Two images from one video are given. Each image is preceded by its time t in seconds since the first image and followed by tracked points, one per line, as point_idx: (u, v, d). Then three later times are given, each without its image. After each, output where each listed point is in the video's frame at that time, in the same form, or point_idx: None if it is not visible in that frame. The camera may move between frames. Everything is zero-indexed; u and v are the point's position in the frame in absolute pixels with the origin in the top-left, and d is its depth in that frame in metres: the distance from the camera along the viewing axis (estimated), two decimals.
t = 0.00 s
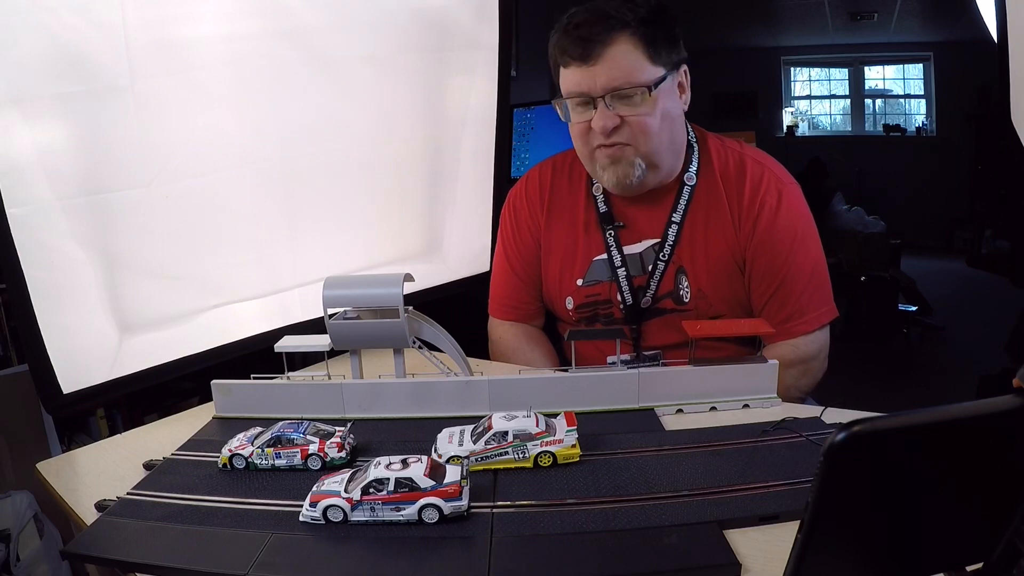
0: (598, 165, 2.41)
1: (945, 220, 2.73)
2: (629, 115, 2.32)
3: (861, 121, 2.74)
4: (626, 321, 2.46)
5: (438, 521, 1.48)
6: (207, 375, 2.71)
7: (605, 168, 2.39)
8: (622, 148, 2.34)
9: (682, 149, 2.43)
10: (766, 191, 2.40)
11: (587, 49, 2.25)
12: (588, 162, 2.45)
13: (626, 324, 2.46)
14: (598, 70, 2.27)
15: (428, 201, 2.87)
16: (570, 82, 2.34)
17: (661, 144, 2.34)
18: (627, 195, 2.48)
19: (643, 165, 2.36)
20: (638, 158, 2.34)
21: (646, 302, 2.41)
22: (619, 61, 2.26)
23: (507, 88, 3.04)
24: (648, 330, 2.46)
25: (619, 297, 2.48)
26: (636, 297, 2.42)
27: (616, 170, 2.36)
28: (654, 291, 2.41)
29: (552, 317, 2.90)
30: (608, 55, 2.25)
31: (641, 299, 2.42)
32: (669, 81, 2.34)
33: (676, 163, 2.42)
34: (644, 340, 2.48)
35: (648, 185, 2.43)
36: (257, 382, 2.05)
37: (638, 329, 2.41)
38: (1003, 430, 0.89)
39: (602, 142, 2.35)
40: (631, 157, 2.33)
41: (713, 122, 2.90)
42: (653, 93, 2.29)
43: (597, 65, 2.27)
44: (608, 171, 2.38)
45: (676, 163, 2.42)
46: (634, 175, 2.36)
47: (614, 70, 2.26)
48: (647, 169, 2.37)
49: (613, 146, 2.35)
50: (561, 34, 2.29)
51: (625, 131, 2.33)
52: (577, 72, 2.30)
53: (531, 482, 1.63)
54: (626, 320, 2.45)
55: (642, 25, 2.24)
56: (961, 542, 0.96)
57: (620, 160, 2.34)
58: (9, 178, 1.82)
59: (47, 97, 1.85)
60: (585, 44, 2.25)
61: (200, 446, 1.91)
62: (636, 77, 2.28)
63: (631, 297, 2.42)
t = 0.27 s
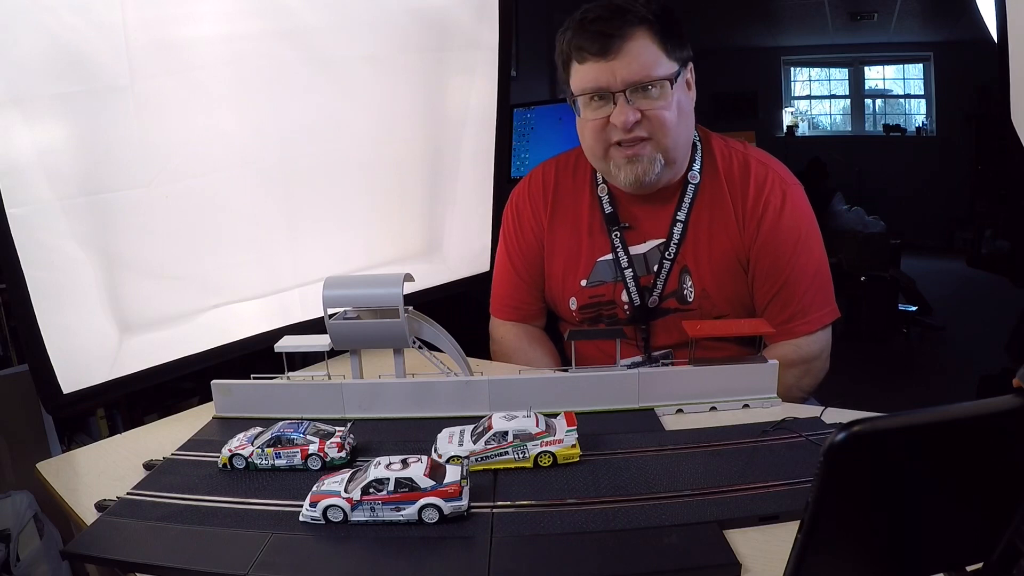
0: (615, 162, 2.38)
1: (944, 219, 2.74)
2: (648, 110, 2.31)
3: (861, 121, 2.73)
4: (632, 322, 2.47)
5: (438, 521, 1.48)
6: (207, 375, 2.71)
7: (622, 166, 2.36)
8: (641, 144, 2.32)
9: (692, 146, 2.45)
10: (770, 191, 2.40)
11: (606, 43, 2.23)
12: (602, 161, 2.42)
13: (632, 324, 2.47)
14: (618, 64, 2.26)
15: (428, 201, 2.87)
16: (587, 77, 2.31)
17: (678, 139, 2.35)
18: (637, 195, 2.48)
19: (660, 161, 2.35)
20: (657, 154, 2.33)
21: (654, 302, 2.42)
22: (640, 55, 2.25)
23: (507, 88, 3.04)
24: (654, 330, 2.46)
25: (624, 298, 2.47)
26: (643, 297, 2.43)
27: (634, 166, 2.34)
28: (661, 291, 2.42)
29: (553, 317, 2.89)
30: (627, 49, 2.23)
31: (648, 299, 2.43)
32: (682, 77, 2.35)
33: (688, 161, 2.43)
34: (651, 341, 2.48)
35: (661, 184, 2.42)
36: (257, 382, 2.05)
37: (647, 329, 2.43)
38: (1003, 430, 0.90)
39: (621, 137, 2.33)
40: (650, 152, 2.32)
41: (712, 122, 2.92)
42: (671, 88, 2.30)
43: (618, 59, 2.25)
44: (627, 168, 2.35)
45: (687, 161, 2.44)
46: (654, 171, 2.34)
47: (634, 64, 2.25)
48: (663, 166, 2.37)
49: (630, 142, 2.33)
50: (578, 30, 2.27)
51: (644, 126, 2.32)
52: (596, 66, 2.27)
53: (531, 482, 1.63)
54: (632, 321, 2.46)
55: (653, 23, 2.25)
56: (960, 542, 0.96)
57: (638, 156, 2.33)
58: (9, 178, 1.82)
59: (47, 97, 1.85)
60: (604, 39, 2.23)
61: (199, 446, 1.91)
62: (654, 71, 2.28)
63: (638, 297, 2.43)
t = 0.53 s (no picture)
0: (618, 163, 2.38)
1: (944, 220, 2.75)
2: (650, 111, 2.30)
3: (861, 121, 2.73)
4: (634, 324, 2.47)
5: (438, 521, 1.48)
6: (207, 375, 2.71)
7: (624, 167, 2.36)
8: (644, 146, 2.32)
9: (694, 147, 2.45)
10: (772, 192, 2.40)
11: (609, 43, 2.23)
12: (604, 162, 2.42)
13: (633, 326, 2.47)
14: (620, 65, 2.25)
15: (428, 201, 2.87)
16: (590, 78, 2.30)
17: (681, 140, 2.34)
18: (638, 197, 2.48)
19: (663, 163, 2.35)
20: (660, 155, 2.33)
21: (657, 305, 2.41)
22: (641, 56, 2.24)
23: (507, 88, 3.04)
24: (657, 332, 2.45)
25: (626, 300, 2.48)
26: (645, 299, 2.42)
27: (636, 168, 2.34)
28: (663, 293, 2.41)
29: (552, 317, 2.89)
30: (630, 49, 2.23)
31: (651, 301, 2.42)
32: (684, 77, 2.34)
33: (690, 161, 2.42)
34: (653, 343, 2.47)
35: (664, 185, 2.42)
36: (257, 382, 2.05)
37: (650, 331, 2.42)
38: (1003, 430, 0.90)
39: (623, 139, 2.32)
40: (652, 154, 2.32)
41: (712, 123, 2.93)
42: (673, 88, 2.29)
43: (619, 60, 2.24)
44: (630, 170, 2.35)
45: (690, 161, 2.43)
46: (657, 174, 2.35)
47: (636, 64, 2.24)
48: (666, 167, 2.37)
49: (633, 143, 2.33)
50: (580, 30, 2.26)
51: (646, 127, 2.31)
52: (598, 67, 2.26)
53: (531, 482, 1.63)
54: (634, 323, 2.45)
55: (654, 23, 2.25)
56: (960, 541, 0.96)
57: (641, 157, 2.32)
58: (9, 178, 1.82)
59: (47, 97, 1.85)
60: (606, 39, 2.23)
61: (200, 446, 1.91)
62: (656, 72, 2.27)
63: (641, 300, 2.42)
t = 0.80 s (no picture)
0: (616, 166, 2.38)
1: (944, 220, 2.75)
2: (648, 113, 2.30)
3: (861, 121, 2.73)
4: (633, 326, 2.47)
5: (438, 521, 1.48)
6: (207, 375, 2.71)
7: (623, 170, 2.36)
8: (642, 148, 2.31)
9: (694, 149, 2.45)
10: (772, 193, 2.40)
11: (608, 45, 2.23)
12: (603, 164, 2.42)
13: (632, 328, 2.47)
14: (619, 67, 2.25)
15: (428, 201, 2.87)
16: (589, 79, 2.29)
17: (680, 143, 2.34)
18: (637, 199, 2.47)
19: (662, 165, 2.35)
20: (659, 157, 2.33)
21: (656, 307, 2.41)
22: (641, 58, 2.24)
23: (507, 88, 3.04)
24: (656, 334, 2.45)
25: (625, 302, 2.47)
26: (645, 301, 2.42)
27: (635, 170, 2.34)
28: (663, 295, 2.41)
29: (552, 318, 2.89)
30: (628, 51, 2.23)
31: (650, 303, 2.42)
32: (683, 79, 2.34)
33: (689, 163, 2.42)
34: (652, 345, 2.47)
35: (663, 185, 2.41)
36: (257, 382, 2.05)
37: (650, 333, 2.41)
38: (1003, 430, 0.90)
39: (621, 141, 2.32)
40: (651, 156, 2.31)
41: (712, 122, 2.94)
42: (673, 91, 2.29)
43: (619, 62, 2.24)
44: (629, 173, 2.35)
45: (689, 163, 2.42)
46: (655, 176, 2.34)
47: (635, 66, 2.24)
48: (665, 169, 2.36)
49: (632, 145, 2.32)
50: (578, 32, 2.26)
51: (645, 129, 2.31)
52: (597, 68, 2.26)
53: (531, 482, 1.63)
54: (633, 325, 2.45)
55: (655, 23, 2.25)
56: (960, 542, 0.96)
57: (639, 160, 2.31)
58: (9, 178, 1.82)
59: (47, 97, 1.85)
60: (605, 41, 2.23)
61: (200, 446, 1.91)
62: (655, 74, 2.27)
63: (640, 302, 2.42)
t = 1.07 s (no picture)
0: (609, 168, 2.38)
1: (945, 220, 2.74)
2: (642, 117, 2.30)
3: (861, 121, 2.74)
4: (632, 325, 2.47)
5: (438, 521, 1.48)
6: (207, 375, 2.71)
7: (615, 172, 2.37)
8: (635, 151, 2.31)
9: (691, 153, 2.43)
10: (772, 193, 2.40)
11: (602, 48, 2.23)
12: (596, 166, 2.42)
13: (632, 328, 2.47)
14: (613, 70, 2.25)
15: (428, 201, 2.87)
16: (583, 81, 2.30)
17: (673, 148, 2.33)
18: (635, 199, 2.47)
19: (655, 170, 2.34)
20: (652, 162, 2.32)
21: (654, 307, 2.42)
22: (634, 62, 2.24)
23: (507, 88, 3.04)
24: (655, 334, 2.46)
25: (624, 301, 2.48)
26: (643, 301, 2.43)
27: (626, 173, 2.34)
28: (661, 295, 2.42)
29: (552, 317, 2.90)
30: (622, 54, 2.23)
31: (648, 303, 2.43)
32: (680, 84, 2.32)
33: (684, 168, 2.40)
34: (651, 344, 2.48)
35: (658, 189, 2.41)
36: (257, 382, 2.05)
37: (647, 333, 2.44)
38: (1003, 430, 0.89)
39: (613, 144, 2.33)
40: (643, 160, 2.31)
41: (713, 123, 2.91)
42: (667, 96, 2.27)
43: (612, 65, 2.25)
44: (620, 175, 2.36)
45: (685, 167, 2.41)
46: (647, 180, 2.35)
47: (629, 69, 2.25)
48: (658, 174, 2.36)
49: (624, 148, 2.33)
50: (575, 33, 2.26)
51: (638, 133, 2.31)
52: (590, 70, 2.26)
53: (531, 482, 1.63)
54: (633, 324, 2.46)
55: (656, 24, 2.24)
56: (960, 542, 0.96)
57: (631, 163, 2.32)
58: (9, 178, 1.82)
59: (47, 97, 1.85)
60: (600, 43, 2.23)
61: (200, 446, 1.91)
62: (649, 78, 2.26)
63: (639, 301, 2.43)
